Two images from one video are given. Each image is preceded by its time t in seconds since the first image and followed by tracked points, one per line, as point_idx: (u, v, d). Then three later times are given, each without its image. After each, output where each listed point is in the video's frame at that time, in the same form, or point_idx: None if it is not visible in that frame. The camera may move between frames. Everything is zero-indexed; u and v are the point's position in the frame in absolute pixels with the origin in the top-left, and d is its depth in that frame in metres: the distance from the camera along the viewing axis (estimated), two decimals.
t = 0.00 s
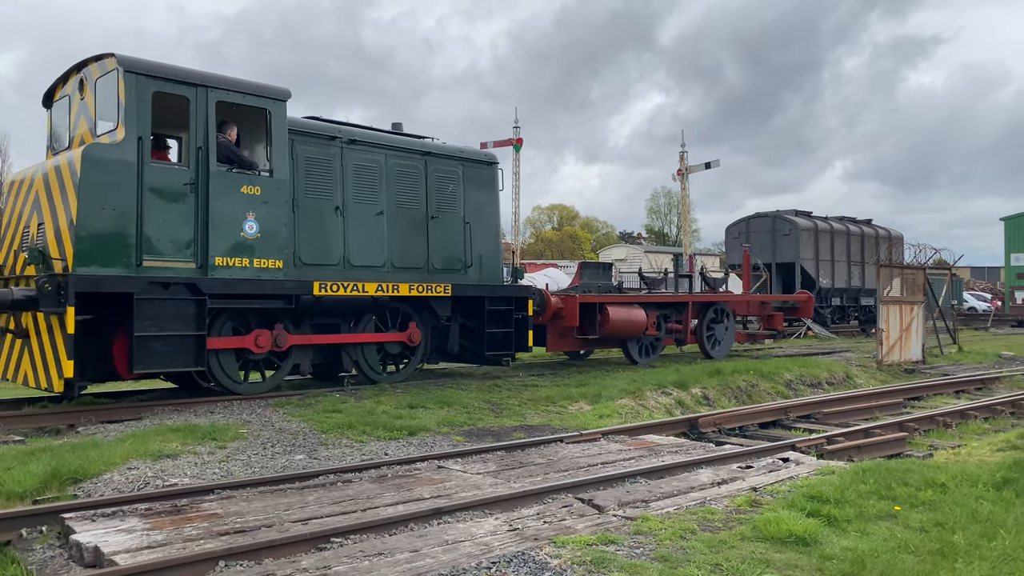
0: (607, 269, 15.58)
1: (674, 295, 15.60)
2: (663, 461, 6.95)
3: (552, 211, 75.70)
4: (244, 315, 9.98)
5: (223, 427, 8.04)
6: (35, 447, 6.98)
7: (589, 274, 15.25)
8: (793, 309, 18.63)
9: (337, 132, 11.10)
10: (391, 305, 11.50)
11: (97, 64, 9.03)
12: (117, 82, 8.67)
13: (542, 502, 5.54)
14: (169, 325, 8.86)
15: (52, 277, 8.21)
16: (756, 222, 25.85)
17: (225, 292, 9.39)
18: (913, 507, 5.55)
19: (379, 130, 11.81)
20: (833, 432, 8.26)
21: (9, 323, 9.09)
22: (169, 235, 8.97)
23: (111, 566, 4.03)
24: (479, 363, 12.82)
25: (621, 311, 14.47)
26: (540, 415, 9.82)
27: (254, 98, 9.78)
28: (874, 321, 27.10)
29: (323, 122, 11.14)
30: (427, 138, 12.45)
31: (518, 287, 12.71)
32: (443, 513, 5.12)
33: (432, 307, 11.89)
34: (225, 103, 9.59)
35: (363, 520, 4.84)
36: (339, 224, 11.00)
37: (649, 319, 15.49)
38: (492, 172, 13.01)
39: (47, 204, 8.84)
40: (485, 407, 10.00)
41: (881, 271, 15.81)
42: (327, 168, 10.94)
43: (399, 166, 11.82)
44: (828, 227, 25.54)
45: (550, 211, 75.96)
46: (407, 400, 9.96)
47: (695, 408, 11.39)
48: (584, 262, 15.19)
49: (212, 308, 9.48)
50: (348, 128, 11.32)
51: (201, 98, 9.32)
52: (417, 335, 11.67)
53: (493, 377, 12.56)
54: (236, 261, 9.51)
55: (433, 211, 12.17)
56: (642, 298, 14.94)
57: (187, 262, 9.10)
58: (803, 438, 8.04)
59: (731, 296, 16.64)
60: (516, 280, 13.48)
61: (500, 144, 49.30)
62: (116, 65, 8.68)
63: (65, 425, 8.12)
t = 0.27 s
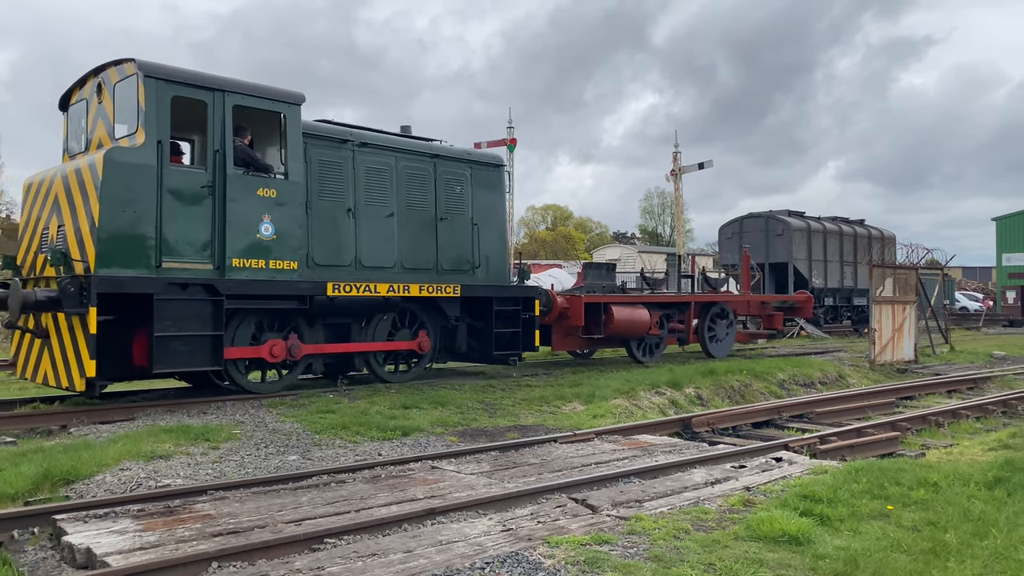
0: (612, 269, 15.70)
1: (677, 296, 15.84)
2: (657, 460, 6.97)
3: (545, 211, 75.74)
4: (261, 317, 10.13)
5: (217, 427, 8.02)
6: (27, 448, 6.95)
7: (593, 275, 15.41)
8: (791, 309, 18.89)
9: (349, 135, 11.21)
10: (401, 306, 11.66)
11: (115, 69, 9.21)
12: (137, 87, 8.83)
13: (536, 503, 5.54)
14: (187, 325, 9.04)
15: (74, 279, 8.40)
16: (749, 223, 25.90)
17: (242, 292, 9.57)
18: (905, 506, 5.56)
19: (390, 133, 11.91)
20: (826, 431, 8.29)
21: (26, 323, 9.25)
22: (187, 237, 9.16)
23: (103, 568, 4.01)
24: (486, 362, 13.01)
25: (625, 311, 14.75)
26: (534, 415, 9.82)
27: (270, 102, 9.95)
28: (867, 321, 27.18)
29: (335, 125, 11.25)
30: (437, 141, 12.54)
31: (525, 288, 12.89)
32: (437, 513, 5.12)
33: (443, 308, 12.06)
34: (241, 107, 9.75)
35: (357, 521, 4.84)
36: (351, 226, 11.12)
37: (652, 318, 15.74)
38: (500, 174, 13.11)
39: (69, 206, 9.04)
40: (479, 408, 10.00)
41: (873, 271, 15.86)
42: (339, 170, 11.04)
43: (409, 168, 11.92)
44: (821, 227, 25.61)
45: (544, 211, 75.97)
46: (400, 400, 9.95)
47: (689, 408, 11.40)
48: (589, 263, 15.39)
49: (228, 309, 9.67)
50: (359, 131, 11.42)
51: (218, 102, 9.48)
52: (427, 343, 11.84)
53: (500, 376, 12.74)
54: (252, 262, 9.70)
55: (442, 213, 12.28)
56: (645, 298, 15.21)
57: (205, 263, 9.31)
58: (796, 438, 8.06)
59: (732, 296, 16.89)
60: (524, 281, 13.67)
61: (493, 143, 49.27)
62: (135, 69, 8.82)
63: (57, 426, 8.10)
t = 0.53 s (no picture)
0: (614, 270, 15.95)
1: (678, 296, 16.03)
2: (649, 460, 6.98)
3: (538, 211, 75.75)
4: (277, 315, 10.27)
5: (209, 427, 8.01)
6: (18, 449, 6.92)
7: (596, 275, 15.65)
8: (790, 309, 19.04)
9: (359, 138, 11.42)
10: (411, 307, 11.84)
11: (132, 72, 9.35)
12: (155, 91, 9.00)
13: (528, 502, 5.54)
14: (203, 325, 9.21)
15: (94, 279, 8.50)
16: (742, 223, 25.95)
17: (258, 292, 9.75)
18: (896, 505, 5.59)
19: (398, 136, 12.15)
20: (818, 430, 8.32)
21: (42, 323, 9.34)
22: (204, 238, 9.34)
23: (94, 569, 4.00)
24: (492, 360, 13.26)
25: (628, 311, 14.89)
26: (527, 415, 9.82)
27: (283, 105, 10.14)
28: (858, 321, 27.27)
29: (345, 128, 11.46)
30: (444, 143, 12.79)
31: (530, 288, 13.15)
32: (429, 513, 5.11)
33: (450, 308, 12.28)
34: (256, 111, 9.95)
35: (350, 521, 4.83)
36: (361, 227, 11.32)
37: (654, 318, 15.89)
38: (505, 177, 13.39)
39: (86, 208, 9.16)
40: (472, 407, 10.00)
41: (865, 271, 15.92)
42: (350, 173, 11.25)
43: (417, 170, 12.17)
44: (813, 227, 25.69)
45: (537, 211, 75.96)
46: (393, 400, 9.94)
47: (681, 407, 11.42)
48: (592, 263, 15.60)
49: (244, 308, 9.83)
50: (369, 134, 11.63)
51: (233, 105, 9.67)
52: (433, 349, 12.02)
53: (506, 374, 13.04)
54: (267, 262, 9.89)
55: (449, 214, 12.52)
56: (647, 298, 15.35)
57: (220, 263, 9.48)
58: (788, 437, 8.09)
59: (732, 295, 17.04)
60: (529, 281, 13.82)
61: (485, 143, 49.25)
62: (153, 73, 8.99)
63: (48, 426, 8.08)
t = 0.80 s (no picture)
0: (616, 270, 16.20)
1: (677, 295, 16.18)
2: (641, 459, 7.00)
3: (530, 211, 75.76)
4: (288, 315, 10.42)
5: (200, 428, 7.99)
6: (8, 449, 6.88)
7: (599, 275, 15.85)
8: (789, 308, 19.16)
9: (368, 140, 11.57)
10: (418, 308, 11.99)
11: (147, 76, 9.52)
12: (171, 94, 9.16)
13: (520, 502, 5.54)
14: (218, 325, 9.35)
15: (113, 279, 8.64)
16: (733, 222, 26.01)
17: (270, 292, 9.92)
18: (887, 504, 5.61)
19: (406, 138, 12.31)
20: (810, 430, 8.35)
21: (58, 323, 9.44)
22: (218, 239, 9.50)
23: (84, 570, 3.98)
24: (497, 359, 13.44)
25: (630, 311, 14.99)
26: (519, 415, 9.82)
27: (295, 108, 10.31)
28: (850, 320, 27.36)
29: (354, 130, 11.60)
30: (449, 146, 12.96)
31: (534, 288, 13.33)
32: (421, 513, 5.11)
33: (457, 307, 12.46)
34: (269, 114, 10.12)
35: (341, 521, 4.83)
36: (370, 228, 11.47)
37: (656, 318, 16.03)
38: (509, 178, 13.57)
39: (102, 210, 9.32)
40: (464, 407, 9.99)
41: (856, 270, 15.99)
42: (359, 174, 11.40)
43: (424, 172, 12.33)
44: (804, 227, 25.79)
45: (529, 211, 75.97)
46: (385, 400, 9.93)
47: (673, 407, 11.44)
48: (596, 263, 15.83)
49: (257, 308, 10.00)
50: (377, 136, 11.79)
51: (247, 108, 9.83)
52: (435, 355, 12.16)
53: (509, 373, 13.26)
54: (280, 263, 10.05)
55: (456, 215, 12.69)
56: (649, 298, 15.45)
57: (234, 264, 9.64)
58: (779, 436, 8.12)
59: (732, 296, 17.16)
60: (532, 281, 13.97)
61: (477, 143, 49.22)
62: (169, 77, 9.15)
63: (37, 427, 8.03)
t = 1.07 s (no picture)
0: (617, 270, 16.16)
1: (678, 295, 16.33)
2: (631, 458, 7.01)
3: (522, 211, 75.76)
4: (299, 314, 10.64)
5: (190, 428, 7.95)
6: None
7: (600, 275, 15.87)
8: (785, 307, 19.41)
9: (375, 142, 11.69)
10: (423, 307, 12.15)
11: (161, 79, 9.63)
12: (185, 97, 9.28)
13: (511, 502, 5.53)
14: (231, 324, 9.49)
15: (129, 279, 8.81)
16: (725, 222, 26.07)
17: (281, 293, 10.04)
18: (877, 503, 5.63)
19: (412, 140, 12.43)
20: (800, 429, 8.38)
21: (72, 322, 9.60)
22: (231, 239, 9.63)
23: (73, 571, 3.96)
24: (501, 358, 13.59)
25: (631, 310, 15.14)
26: (511, 414, 9.82)
27: (306, 111, 10.44)
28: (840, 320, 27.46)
29: (362, 132, 11.72)
30: (454, 147, 13.10)
31: (538, 288, 13.46)
32: (413, 512, 5.10)
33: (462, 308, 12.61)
34: (280, 117, 10.24)
35: (332, 521, 4.82)
36: (378, 229, 11.58)
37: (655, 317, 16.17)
38: (513, 180, 13.73)
39: (118, 211, 9.44)
40: (456, 407, 9.98)
41: (847, 270, 16.05)
42: (367, 176, 11.51)
43: (431, 174, 12.47)
44: (795, 227, 25.87)
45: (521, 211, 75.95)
46: (377, 400, 9.90)
47: (665, 406, 11.46)
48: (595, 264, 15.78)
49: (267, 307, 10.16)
50: (384, 138, 11.91)
51: (259, 111, 9.96)
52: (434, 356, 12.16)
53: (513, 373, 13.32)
54: (291, 263, 10.17)
55: (461, 216, 12.83)
56: (649, 297, 15.58)
57: (247, 264, 9.76)
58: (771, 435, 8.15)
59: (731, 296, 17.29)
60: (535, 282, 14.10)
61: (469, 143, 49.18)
62: (183, 80, 9.27)
63: (26, 427, 7.98)
